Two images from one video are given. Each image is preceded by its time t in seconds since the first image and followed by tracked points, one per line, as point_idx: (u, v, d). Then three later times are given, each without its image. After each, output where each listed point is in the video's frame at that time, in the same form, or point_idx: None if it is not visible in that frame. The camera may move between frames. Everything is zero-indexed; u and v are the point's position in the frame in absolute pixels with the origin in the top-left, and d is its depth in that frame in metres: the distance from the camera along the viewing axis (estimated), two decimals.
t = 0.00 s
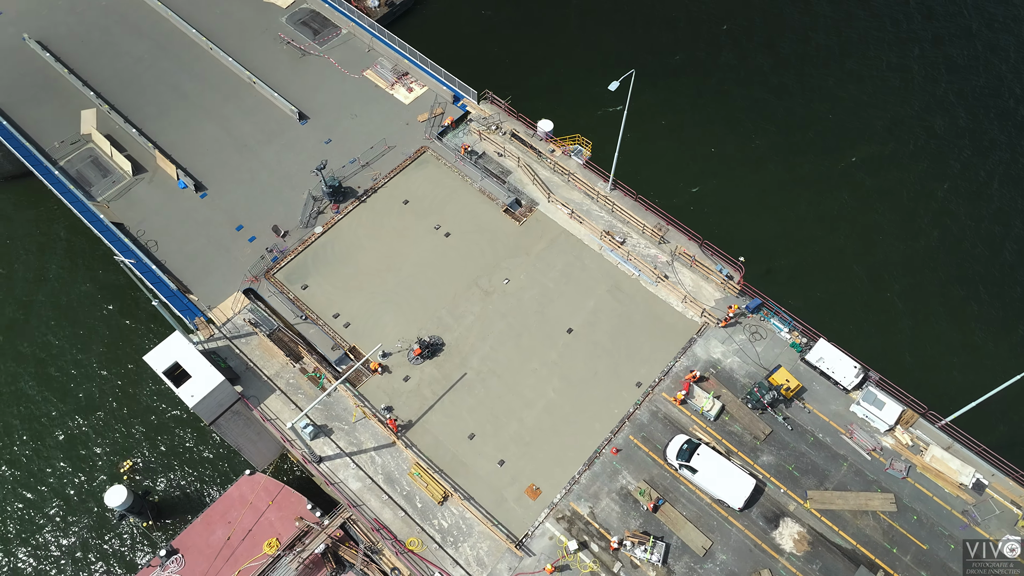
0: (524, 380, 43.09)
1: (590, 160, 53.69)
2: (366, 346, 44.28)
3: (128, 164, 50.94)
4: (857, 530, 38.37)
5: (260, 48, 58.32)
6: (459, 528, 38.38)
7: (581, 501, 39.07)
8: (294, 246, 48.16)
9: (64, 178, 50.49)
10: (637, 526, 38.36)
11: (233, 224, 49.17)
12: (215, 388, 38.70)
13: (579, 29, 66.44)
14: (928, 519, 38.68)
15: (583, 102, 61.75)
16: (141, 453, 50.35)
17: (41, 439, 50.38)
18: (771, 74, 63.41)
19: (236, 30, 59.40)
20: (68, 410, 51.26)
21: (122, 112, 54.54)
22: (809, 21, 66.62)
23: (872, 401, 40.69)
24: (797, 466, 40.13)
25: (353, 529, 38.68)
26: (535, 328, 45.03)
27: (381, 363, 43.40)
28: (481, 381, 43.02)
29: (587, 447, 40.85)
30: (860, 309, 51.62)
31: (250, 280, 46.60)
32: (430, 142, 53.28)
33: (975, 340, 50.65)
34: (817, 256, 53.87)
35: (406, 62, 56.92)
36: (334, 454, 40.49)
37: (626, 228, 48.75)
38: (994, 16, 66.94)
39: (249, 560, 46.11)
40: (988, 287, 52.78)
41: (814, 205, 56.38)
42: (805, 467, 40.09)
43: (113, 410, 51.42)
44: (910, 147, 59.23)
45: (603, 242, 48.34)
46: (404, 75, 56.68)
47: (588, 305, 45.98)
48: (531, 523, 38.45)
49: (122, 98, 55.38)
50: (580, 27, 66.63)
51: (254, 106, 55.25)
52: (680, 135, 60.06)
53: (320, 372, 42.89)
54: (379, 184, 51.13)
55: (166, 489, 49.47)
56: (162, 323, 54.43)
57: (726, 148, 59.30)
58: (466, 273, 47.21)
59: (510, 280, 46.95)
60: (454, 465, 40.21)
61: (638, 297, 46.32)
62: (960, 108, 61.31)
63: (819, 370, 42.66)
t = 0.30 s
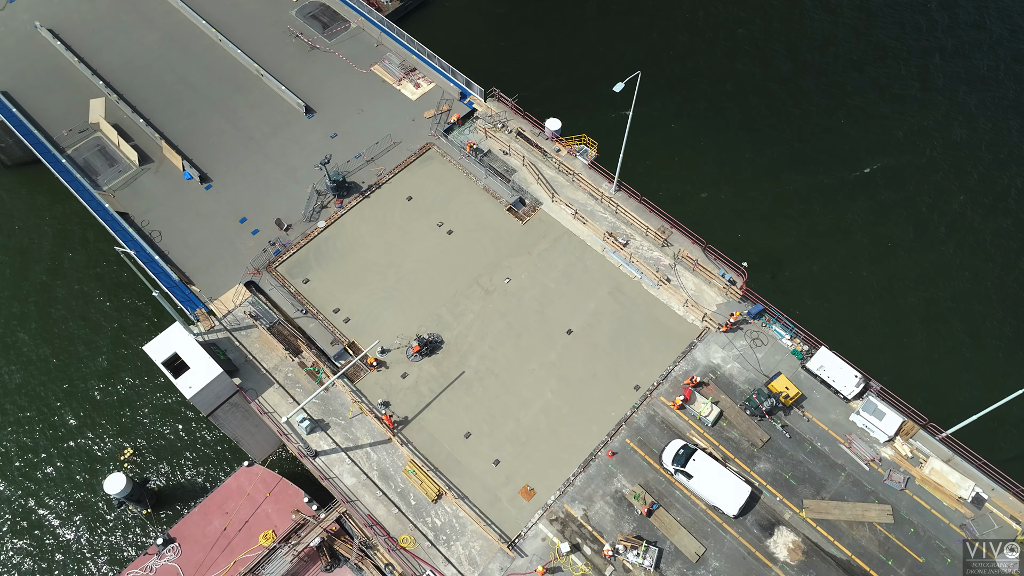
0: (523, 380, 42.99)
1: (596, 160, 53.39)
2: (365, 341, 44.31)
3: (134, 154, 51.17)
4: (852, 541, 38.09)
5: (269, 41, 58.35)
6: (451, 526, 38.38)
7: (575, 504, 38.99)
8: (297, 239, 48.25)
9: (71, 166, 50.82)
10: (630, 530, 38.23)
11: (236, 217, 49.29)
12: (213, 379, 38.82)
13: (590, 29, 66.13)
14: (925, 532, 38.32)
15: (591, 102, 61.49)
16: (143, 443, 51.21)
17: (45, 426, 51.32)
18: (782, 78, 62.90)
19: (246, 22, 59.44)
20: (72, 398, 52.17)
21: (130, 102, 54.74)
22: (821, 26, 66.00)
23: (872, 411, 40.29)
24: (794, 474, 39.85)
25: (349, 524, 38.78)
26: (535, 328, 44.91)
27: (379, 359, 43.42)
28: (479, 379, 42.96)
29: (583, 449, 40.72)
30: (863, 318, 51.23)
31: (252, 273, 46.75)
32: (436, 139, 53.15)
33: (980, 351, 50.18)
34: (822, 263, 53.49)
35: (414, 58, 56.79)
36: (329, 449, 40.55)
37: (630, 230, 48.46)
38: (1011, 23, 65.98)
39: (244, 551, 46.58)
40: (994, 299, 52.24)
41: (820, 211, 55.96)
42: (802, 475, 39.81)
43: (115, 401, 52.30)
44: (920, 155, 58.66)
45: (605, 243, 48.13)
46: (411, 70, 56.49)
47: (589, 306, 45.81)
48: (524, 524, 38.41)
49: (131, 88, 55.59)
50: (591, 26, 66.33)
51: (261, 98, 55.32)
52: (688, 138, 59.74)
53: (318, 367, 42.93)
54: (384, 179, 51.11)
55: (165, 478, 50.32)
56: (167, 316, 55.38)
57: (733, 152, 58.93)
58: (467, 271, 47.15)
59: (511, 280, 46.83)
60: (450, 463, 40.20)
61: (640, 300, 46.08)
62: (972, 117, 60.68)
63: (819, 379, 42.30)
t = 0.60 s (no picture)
0: (521, 381, 42.89)
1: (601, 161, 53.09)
2: (365, 337, 44.35)
3: (141, 144, 51.38)
4: (848, 552, 37.79)
5: (278, 34, 58.37)
6: (445, 524, 38.38)
7: (569, 505, 38.88)
8: (300, 233, 48.31)
9: (78, 155, 51.09)
10: (624, 533, 38.10)
11: (240, 209, 49.39)
12: (212, 371, 38.91)
13: (600, 30, 65.85)
14: (922, 545, 37.94)
15: (599, 103, 61.29)
16: (145, 433, 51.96)
17: (50, 413, 52.20)
18: (793, 83, 62.47)
19: (256, 14, 59.49)
20: (78, 387, 53.06)
21: (138, 92, 54.96)
22: (835, 31, 65.43)
23: (872, 421, 39.92)
24: (791, 483, 39.56)
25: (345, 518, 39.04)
26: (535, 328, 44.79)
27: (378, 355, 43.46)
28: (477, 378, 42.90)
29: (579, 451, 40.60)
30: (867, 327, 50.88)
31: (254, 266, 46.89)
32: (441, 136, 53.05)
33: (984, 365, 49.66)
34: (826, 271, 53.16)
35: (422, 54, 56.67)
36: (326, 444, 40.57)
37: (633, 232, 48.16)
38: None
39: (241, 542, 46.95)
40: (1001, 312, 51.68)
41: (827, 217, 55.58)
42: (798, 483, 39.52)
43: (117, 393, 53.00)
44: (929, 165, 58.13)
45: (608, 245, 47.90)
46: (419, 67, 56.45)
47: (590, 307, 45.62)
48: (518, 524, 38.38)
49: (140, 78, 55.79)
50: (601, 27, 66.12)
51: (269, 91, 55.36)
52: (695, 141, 59.46)
53: (317, 361, 42.98)
54: (388, 175, 51.07)
55: (164, 467, 50.97)
56: (170, 309, 55.88)
57: (740, 156, 58.64)
58: (468, 269, 47.08)
59: (512, 279, 46.69)
60: (445, 461, 40.20)
61: (641, 303, 45.84)
62: (985, 129, 60.05)
63: (819, 387, 41.95)
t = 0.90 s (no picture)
0: (519, 380, 42.82)
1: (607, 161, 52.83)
2: (364, 332, 44.37)
3: (148, 134, 51.60)
4: (842, 562, 37.51)
5: (287, 27, 58.42)
6: (438, 522, 38.39)
7: (563, 507, 38.81)
8: (303, 227, 48.38)
9: (85, 143, 51.39)
10: (617, 536, 37.97)
11: (244, 201, 49.53)
12: (210, 363, 38.99)
13: (610, 34, 66.03)
14: (918, 557, 37.56)
15: (606, 107, 61.33)
16: (147, 422, 52.57)
17: (54, 400, 52.97)
18: (800, 91, 62.31)
19: (266, 7, 59.59)
20: (82, 375, 53.88)
21: (147, 82, 55.17)
22: (845, 40, 65.28)
23: (871, 431, 39.56)
24: (787, 490, 39.30)
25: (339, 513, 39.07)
26: (534, 327, 44.68)
27: (377, 351, 43.50)
28: (475, 377, 42.86)
29: (575, 453, 40.52)
30: (869, 335, 50.55)
31: (256, 259, 47.00)
32: (447, 132, 52.96)
33: (989, 377, 49.08)
34: (830, 279, 52.88)
35: (430, 50, 56.56)
36: (322, 438, 40.64)
37: (636, 234, 47.90)
38: None
39: (237, 533, 47.28)
40: (1007, 324, 51.19)
41: (832, 225, 55.33)
42: (794, 492, 39.24)
43: (117, 383, 53.65)
44: (939, 175, 57.66)
45: (611, 246, 47.66)
46: (427, 62, 56.30)
47: (590, 308, 45.45)
48: (511, 524, 38.34)
49: (149, 68, 55.99)
50: (610, 31, 66.28)
51: (276, 84, 55.44)
52: (702, 146, 59.33)
53: (316, 355, 43.00)
54: (392, 170, 51.03)
55: (165, 455, 51.50)
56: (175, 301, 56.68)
57: (747, 162, 58.49)
58: (470, 266, 47.01)
59: (513, 278, 46.59)
60: (440, 459, 40.22)
61: (642, 305, 45.60)
62: (997, 140, 59.44)
63: (819, 395, 41.62)
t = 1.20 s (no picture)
0: (517, 380, 42.74)
1: (612, 162, 52.56)
2: (364, 327, 44.44)
3: (155, 124, 51.79)
4: (836, 572, 37.27)
5: (297, 20, 58.44)
6: (431, 520, 38.44)
7: (557, 508, 38.74)
8: (306, 220, 48.46)
9: (93, 132, 51.66)
10: (610, 539, 37.88)
11: (248, 194, 49.63)
12: (208, 355, 39.10)
13: (620, 37, 66.01)
14: (913, 569, 37.26)
15: (613, 109, 61.25)
16: (148, 410, 52.96)
17: (57, 386, 53.45)
18: (810, 96, 61.94)
19: None
20: (86, 362, 54.34)
21: (155, 72, 55.36)
22: (857, 47, 64.77)
23: (870, 441, 39.22)
24: (783, 498, 39.06)
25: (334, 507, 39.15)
26: (533, 327, 44.57)
27: (376, 346, 43.57)
28: (473, 375, 42.84)
29: (571, 454, 40.43)
30: (871, 345, 50.36)
31: (258, 251, 47.10)
32: (452, 129, 52.87)
33: (992, 391, 48.66)
34: (834, 286, 52.49)
35: (439, 46, 56.40)
36: (318, 433, 40.76)
37: (640, 236, 47.65)
38: None
39: (234, 523, 47.50)
40: (1011, 336, 50.82)
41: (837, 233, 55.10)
42: (790, 500, 38.99)
43: (120, 372, 54.07)
44: (947, 187, 57.22)
45: (613, 247, 47.46)
46: (435, 58, 56.08)
47: (591, 310, 45.28)
48: (504, 524, 38.34)
49: (158, 58, 56.18)
50: (619, 34, 66.23)
51: (284, 76, 55.48)
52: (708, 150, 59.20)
53: (315, 350, 43.13)
54: (397, 166, 50.99)
55: (165, 444, 51.89)
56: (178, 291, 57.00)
57: (754, 166, 58.17)
58: (471, 264, 46.97)
59: (514, 277, 46.49)
60: (436, 456, 40.25)
61: (642, 308, 45.39)
62: (1008, 153, 58.87)
63: (819, 403, 41.30)
